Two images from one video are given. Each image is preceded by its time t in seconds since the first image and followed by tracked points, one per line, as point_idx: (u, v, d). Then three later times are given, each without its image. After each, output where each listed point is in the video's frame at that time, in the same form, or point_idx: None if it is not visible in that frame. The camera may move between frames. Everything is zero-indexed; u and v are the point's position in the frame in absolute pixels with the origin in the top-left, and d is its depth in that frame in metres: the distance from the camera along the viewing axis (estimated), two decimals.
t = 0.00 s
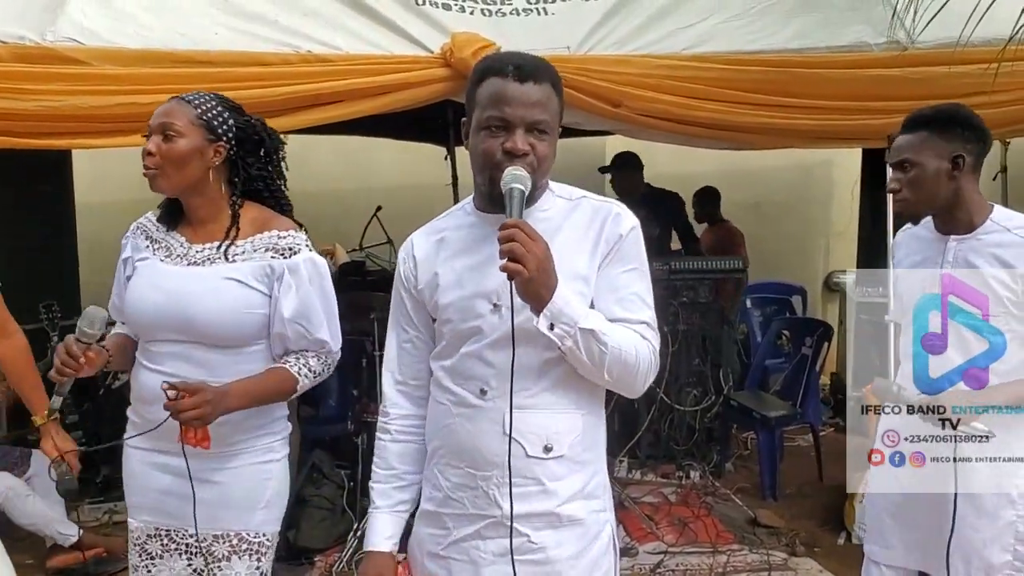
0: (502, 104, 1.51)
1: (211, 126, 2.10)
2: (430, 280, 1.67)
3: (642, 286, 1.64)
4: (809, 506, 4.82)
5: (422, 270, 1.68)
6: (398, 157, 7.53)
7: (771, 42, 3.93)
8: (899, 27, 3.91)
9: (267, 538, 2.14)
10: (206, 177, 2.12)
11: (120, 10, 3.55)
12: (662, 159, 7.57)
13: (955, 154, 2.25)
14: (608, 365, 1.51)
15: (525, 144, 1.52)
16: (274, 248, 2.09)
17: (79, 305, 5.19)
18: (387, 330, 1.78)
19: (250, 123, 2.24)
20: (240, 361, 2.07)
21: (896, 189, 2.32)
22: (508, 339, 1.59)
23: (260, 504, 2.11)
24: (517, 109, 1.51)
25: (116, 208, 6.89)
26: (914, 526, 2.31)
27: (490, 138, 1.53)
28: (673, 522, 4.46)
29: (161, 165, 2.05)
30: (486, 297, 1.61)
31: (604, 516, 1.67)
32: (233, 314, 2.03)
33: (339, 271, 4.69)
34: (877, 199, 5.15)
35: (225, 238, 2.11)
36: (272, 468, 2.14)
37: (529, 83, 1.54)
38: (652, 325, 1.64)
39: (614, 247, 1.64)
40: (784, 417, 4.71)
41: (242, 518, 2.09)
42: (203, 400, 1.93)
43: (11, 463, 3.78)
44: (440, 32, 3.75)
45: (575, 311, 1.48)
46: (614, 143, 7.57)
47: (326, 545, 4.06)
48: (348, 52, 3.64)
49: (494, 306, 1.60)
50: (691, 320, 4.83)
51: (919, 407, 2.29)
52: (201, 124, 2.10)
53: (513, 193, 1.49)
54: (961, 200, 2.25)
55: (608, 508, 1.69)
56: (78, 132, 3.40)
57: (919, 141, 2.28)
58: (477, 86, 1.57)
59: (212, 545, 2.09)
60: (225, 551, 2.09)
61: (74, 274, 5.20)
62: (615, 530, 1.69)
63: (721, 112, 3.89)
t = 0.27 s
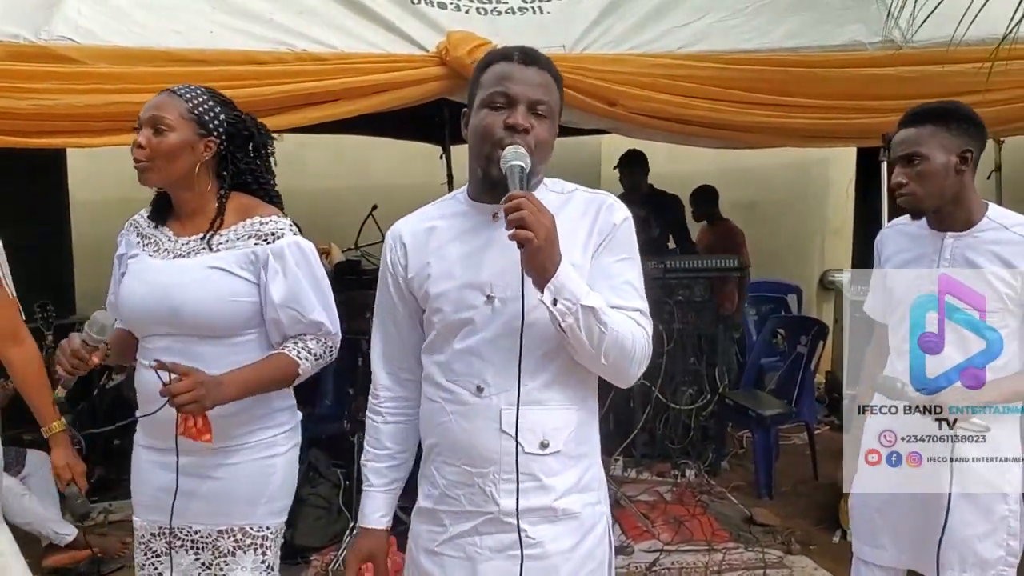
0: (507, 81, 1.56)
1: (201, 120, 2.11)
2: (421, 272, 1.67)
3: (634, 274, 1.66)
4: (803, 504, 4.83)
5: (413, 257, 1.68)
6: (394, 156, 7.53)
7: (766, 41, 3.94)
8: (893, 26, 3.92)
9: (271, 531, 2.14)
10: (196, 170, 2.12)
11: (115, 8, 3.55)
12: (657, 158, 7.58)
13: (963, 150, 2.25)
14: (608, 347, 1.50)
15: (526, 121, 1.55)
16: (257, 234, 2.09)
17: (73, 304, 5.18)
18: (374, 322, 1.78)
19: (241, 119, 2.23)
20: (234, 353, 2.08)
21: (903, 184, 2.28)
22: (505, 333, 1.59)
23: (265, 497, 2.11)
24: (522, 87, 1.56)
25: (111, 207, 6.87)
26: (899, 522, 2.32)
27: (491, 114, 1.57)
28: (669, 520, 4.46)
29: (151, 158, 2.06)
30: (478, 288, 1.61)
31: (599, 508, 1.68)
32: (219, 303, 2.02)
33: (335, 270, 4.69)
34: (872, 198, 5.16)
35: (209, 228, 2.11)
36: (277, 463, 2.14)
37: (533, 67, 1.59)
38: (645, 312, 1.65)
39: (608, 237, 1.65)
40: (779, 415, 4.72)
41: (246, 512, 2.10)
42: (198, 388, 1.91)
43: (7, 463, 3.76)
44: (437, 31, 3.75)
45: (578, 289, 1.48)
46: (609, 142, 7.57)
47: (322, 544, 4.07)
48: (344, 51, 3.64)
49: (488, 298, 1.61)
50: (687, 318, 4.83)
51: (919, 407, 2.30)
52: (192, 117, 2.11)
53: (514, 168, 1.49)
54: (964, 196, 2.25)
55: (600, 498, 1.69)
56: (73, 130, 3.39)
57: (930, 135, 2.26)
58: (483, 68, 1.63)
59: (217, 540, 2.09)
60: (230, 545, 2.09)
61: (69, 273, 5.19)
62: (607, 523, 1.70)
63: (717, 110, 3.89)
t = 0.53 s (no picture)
0: (498, 84, 1.56)
1: (206, 135, 2.11)
2: (417, 274, 1.67)
3: (625, 277, 1.64)
4: (804, 506, 4.83)
5: (410, 259, 1.68)
6: (394, 158, 7.52)
7: (766, 42, 3.93)
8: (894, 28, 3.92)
9: (283, 534, 2.13)
10: (199, 184, 2.11)
11: (115, 9, 3.55)
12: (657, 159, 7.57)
13: (972, 152, 2.28)
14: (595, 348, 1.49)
15: (515, 122, 1.54)
16: (261, 242, 2.09)
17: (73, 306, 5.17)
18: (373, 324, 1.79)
19: (244, 134, 2.24)
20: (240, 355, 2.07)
21: (913, 184, 2.29)
22: (496, 333, 1.59)
23: (277, 499, 2.11)
24: (512, 89, 1.56)
25: (111, 208, 6.87)
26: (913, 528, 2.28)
27: (481, 117, 1.56)
28: (669, 522, 4.45)
29: (158, 174, 2.05)
30: (471, 288, 1.61)
31: (597, 509, 1.67)
32: (225, 312, 2.02)
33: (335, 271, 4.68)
34: (873, 200, 5.16)
35: (210, 239, 2.11)
36: (292, 464, 2.14)
37: (523, 70, 1.60)
38: (636, 316, 1.63)
39: (602, 240, 1.65)
40: (780, 417, 4.70)
41: (258, 514, 2.09)
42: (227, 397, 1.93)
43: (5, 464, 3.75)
44: (437, 33, 3.75)
45: (566, 287, 1.46)
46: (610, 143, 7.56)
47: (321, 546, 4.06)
48: (344, 52, 3.63)
49: (480, 297, 1.60)
50: (688, 320, 4.82)
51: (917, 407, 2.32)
52: (197, 133, 2.10)
53: (506, 166, 1.49)
54: (972, 199, 2.27)
55: (598, 499, 1.69)
56: (72, 132, 3.38)
57: (942, 135, 2.27)
58: (474, 74, 1.63)
59: (228, 545, 2.08)
60: (242, 550, 2.08)
61: (69, 274, 5.19)
62: (607, 525, 1.69)
63: (718, 111, 3.88)
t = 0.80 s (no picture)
0: (480, 81, 1.56)
1: (211, 124, 2.12)
2: (416, 277, 1.66)
3: (624, 270, 1.64)
4: (804, 505, 4.83)
5: (409, 261, 1.68)
6: (394, 156, 7.51)
7: (767, 41, 3.93)
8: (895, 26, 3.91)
9: (290, 528, 2.15)
10: (205, 173, 2.12)
11: (114, 8, 3.54)
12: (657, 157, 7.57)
13: (982, 148, 2.25)
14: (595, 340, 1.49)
15: (505, 115, 1.54)
16: (270, 232, 2.12)
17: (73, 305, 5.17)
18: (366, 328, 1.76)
19: (246, 127, 2.24)
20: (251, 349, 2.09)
21: (923, 177, 2.24)
22: (499, 334, 1.59)
23: (286, 495, 2.13)
24: (494, 83, 1.56)
25: (111, 207, 6.86)
26: (923, 527, 2.27)
27: (469, 114, 1.56)
28: (669, 521, 4.45)
29: (164, 163, 2.04)
30: (474, 289, 1.60)
31: (599, 505, 1.68)
32: (238, 300, 2.04)
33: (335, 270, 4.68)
34: (873, 198, 5.15)
35: (219, 229, 2.12)
36: (299, 459, 2.16)
37: (502, 65, 1.59)
38: (635, 308, 1.62)
39: (599, 234, 1.65)
40: (781, 416, 4.71)
41: (268, 510, 2.11)
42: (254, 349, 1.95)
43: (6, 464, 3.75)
44: (437, 31, 3.75)
45: (565, 279, 1.46)
46: (610, 142, 7.56)
47: (322, 545, 4.06)
48: (344, 51, 3.63)
49: (482, 297, 1.60)
50: (688, 318, 4.81)
51: (914, 408, 2.31)
52: (202, 122, 2.11)
53: (500, 159, 1.48)
54: (979, 196, 2.24)
55: (600, 494, 1.69)
56: (73, 131, 3.38)
57: (954, 129, 2.23)
58: (456, 77, 1.63)
59: (238, 540, 2.10)
60: (252, 544, 2.11)
61: (69, 274, 5.18)
62: (609, 519, 1.70)
63: (719, 110, 3.88)
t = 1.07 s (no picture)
0: (475, 85, 1.56)
1: (214, 118, 2.11)
2: (418, 280, 1.66)
3: (625, 268, 1.64)
4: (807, 504, 4.83)
5: (409, 267, 1.68)
6: (396, 156, 7.51)
7: (769, 40, 3.92)
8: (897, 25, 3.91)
9: (287, 526, 2.16)
10: (209, 169, 2.12)
11: (115, 9, 3.54)
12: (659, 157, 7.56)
13: (989, 149, 2.24)
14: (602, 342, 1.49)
15: (501, 118, 1.54)
16: (280, 233, 2.13)
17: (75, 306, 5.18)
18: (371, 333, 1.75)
19: (249, 119, 2.25)
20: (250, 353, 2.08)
21: (930, 177, 2.23)
22: (502, 336, 1.58)
23: (285, 492, 2.15)
24: (490, 87, 1.56)
25: (113, 208, 6.87)
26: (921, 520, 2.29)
27: (466, 119, 1.56)
28: (672, 520, 4.45)
29: (168, 155, 2.04)
30: (478, 292, 1.60)
31: (606, 502, 1.69)
32: (245, 299, 2.05)
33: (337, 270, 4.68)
34: (875, 198, 5.14)
35: (226, 227, 2.12)
36: (293, 457, 2.17)
37: (496, 67, 1.59)
38: (637, 305, 1.62)
39: (600, 232, 1.65)
40: (783, 416, 4.71)
41: (265, 508, 2.12)
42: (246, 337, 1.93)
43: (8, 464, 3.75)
44: (438, 31, 3.75)
45: (570, 282, 1.46)
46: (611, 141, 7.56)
47: (325, 545, 4.07)
48: (346, 51, 3.63)
49: (486, 300, 1.59)
50: (691, 318, 4.81)
51: (909, 408, 2.32)
52: (204, 116, 2.10)
53: (501, 165, 1.48)
54: (984, 196, 2.24)
55: (607, 491, 1.70)
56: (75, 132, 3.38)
57: (962, 130, 2.23)
58: (449, 79, 1.63)
59: (236, 538, 2.10)
60: (250, 542, 2.10)
61: (71, 275, 5.18)
62: (617, 515, 1.71)
63: (721, 110, 3.88)
